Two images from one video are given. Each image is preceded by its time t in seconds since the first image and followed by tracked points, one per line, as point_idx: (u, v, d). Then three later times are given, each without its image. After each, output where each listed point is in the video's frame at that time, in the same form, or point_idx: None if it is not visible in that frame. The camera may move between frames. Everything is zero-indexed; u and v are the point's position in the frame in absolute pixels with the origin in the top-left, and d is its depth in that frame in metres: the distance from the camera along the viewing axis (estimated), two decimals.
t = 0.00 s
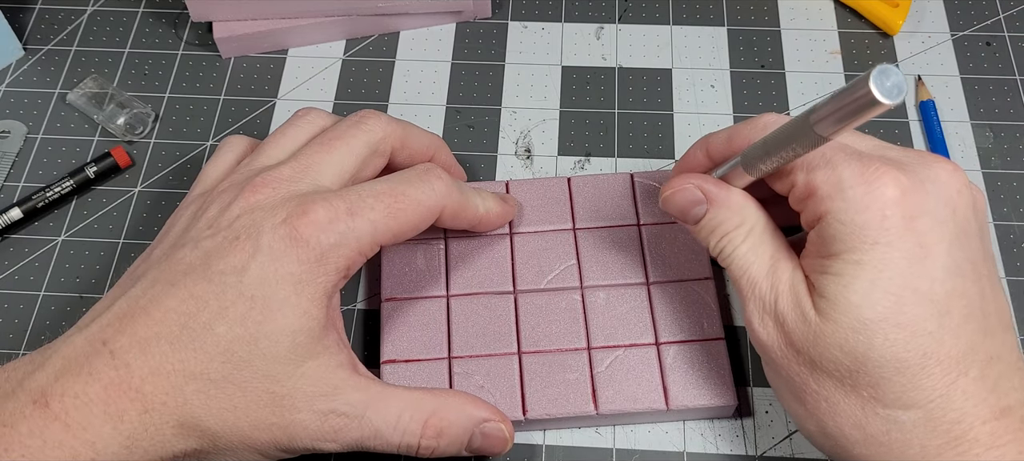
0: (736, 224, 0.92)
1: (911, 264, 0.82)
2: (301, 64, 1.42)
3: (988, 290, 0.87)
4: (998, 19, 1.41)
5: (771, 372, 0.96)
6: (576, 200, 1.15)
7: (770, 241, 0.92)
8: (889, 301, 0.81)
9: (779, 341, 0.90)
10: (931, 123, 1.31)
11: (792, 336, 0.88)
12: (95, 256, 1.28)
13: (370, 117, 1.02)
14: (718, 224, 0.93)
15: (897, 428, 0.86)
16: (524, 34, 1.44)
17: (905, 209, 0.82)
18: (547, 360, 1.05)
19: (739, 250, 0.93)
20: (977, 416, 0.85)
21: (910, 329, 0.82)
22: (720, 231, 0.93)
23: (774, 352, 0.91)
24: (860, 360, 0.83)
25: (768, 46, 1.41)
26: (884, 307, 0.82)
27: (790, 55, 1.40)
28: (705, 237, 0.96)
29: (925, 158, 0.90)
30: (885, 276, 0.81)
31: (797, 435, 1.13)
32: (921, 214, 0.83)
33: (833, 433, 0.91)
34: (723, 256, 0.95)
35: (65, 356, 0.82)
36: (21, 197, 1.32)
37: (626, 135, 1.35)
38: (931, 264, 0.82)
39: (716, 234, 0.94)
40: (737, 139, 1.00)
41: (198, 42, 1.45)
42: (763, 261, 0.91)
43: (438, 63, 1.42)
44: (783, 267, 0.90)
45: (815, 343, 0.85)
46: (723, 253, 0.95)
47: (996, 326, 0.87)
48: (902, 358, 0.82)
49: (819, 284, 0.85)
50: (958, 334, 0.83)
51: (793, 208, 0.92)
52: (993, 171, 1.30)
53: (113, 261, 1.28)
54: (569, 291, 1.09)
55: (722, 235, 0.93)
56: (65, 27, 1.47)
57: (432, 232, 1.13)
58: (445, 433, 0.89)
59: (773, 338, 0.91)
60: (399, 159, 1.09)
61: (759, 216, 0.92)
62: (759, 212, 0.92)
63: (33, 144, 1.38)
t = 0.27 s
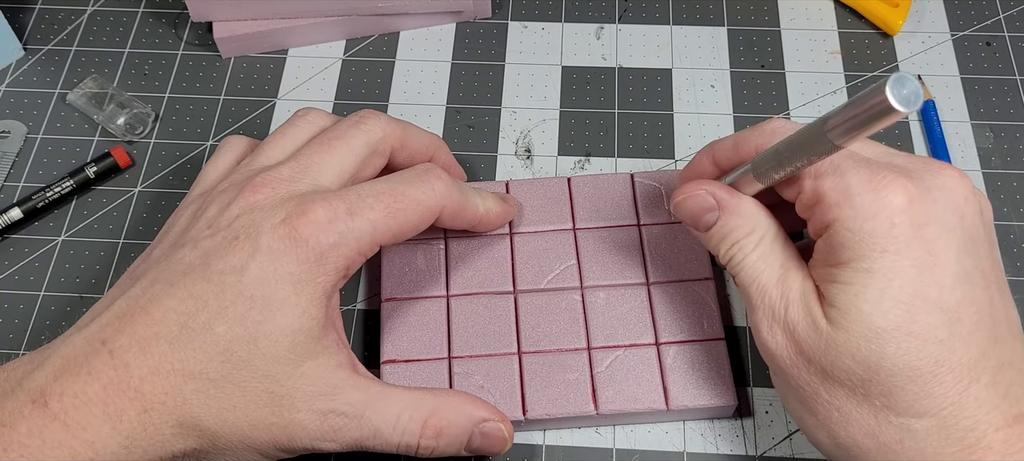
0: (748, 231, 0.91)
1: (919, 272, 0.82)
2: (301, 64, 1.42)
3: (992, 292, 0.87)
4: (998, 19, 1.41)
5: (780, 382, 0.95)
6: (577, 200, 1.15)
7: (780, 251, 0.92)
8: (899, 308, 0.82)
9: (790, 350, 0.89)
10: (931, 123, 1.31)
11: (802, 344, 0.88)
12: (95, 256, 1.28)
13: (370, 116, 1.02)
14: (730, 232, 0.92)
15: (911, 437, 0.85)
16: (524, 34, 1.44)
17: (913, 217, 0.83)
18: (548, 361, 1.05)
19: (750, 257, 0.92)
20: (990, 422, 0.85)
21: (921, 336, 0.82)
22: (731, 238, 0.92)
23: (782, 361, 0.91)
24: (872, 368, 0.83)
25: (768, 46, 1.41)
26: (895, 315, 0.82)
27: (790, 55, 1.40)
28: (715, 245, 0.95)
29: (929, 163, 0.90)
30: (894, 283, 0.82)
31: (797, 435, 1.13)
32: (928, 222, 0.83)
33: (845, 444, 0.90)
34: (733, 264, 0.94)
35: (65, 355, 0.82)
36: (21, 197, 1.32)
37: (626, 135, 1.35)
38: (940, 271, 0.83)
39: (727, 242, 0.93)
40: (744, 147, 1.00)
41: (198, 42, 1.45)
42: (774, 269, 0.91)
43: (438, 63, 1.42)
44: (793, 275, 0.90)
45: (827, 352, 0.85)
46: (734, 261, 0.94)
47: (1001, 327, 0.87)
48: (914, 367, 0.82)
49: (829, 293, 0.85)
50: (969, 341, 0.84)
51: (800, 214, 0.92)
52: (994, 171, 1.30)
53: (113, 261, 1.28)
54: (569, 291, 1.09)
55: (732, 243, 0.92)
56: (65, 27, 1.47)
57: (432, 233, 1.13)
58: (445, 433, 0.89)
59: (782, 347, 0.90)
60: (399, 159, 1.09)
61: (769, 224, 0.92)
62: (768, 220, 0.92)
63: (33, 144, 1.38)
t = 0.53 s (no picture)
0: (752, 237, 0.92)
1: (926, 278, 0.82)
2: (301, 64, 1.42)
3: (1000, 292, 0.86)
4: (998, 19, 1.41)
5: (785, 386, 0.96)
6: (577, 200, 1.15)
7: (786, 257, 0.92)
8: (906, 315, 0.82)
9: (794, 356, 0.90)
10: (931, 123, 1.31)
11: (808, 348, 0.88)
12: (95, 256, 1.28)
13: (369, 116, 1.02)
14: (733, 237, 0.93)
15: (917, 443, 0.85)
16: (524, 34, 1.44)
17: (921, 223, 0.83)
18: (548, 361, 1.05)
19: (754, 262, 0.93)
20: (996, 430, 0.85)
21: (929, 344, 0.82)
22: (735, 244, 0.93)
23: (788, 367, 0.91)
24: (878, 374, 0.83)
25: (768, 46, 1.41)
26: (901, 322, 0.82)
27: (790, 55, 1.40)
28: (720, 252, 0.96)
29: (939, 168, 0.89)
30: (903, 293, 0.82)
31: (797, 435, 1.13)
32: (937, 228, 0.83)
33: (851, 450, 0.90)
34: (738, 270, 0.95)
35: (65, 354, 0.82)
36: (21, 197, 1.32)
37: (626, 135, 1.35)
38: (948, 277, 0.82)
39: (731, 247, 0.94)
40: (749, 153, 1.00)
41: (198, 42, 1.45)
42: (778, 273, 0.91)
43: (438, 63, 1.42)
44: (798, 281, 0.90)
45: (833, 358, 0.85)
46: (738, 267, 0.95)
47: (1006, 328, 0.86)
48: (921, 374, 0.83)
49: (835, 299, 0.85)
50: (977, 349, 0.84)
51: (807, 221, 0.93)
52: (993, 171, 1.30)
53: (113, 260, 1.28)
54: (570, 291, 1.09)
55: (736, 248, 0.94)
56: (65, 27, 1.47)
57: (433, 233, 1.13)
58: (445, 432, 0.89)
59: (787, 353, 0.90)
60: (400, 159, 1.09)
61: (773, 229, 0.93)
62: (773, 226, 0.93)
63: (33, 144, 1.38)
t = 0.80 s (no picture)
0: (754, 240, 0.92)
1: (931, 281, 0.82)
2: (301, 64, 1.42)
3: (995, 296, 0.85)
4: (998, 19, 1.41)
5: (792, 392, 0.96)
6: (577, 201, 1.15)
7: (788, 259, 0.92)
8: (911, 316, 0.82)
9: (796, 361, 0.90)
10: (931, 124, 1.31)
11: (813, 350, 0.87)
12: (95, 256, 1.28)
13: (368, 116, 1.02)
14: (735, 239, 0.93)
15: (921, 445, 0.85)
16: (524, 34, 1.44)
17: (925, 225, 0.83)
18: (548, 361, 1.05)
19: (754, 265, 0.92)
20: (999, 432, 0.85)
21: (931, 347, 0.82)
22: (737, 247, 0.93)
23: (791, 371, 0.91)
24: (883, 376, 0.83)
25: (768, 46, 1.41)
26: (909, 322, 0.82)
27: (790, 55, 1.40)
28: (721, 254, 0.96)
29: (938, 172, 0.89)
30: (901, 297, 0.82)
31: (797, 435, 1.13)
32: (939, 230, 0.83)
33: (853, 453, 0.90)
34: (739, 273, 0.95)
35: (65, 354, 0.82)
36: (21, 197, 1.32)
37: (626, 135, 1.35)
38: (951, 280, 0.82)
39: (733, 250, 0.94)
40: (751, 155, 1.00)
41: (198, 42, 1.45)
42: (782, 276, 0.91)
43: (438, 63, 1.42)
44: (801, 283, 0.90)
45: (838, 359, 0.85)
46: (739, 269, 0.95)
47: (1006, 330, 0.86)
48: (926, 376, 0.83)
49: (837, 301, 0.85)
50: (979, 351, 0.84)
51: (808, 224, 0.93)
52: (994, 171, 1.30)
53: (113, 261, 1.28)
54: (570, 290, 1.09)
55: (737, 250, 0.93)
56: (65, 27, 1.47)
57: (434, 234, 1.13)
58: (444, 431, 0.89)
59: (790, 357, 0.90)
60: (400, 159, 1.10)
61: (774, 230, 0.93)
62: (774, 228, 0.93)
63: (33, 144, 1.38)
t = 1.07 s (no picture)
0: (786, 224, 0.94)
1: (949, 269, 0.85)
2: (301, 64, 1.42)
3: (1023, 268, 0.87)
4: (998, 19, 1.41)
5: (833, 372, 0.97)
6: (593, 268, 1.12)
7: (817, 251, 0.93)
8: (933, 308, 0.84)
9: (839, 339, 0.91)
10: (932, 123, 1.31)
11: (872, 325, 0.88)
12: (95, 256, 1.28)
13: (378, 143, 1.07)
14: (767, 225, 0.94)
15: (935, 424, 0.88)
16: (524, 34, 1.44)
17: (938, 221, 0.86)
18: (501, 414, 1.02)
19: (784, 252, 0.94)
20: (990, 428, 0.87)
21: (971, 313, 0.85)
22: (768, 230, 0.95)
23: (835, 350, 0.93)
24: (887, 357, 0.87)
25: (768, 46, 1.41)
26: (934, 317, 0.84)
27: (790, 55, 1.40)
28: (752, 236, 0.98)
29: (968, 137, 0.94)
30: (949, 263, 0.85)
31: (797, 436, 1.13)
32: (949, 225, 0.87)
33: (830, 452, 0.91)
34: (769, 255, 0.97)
35: (22, 322, 0.90)
36: (20, 197, 1.32)
37: (626, 135, 1.35)
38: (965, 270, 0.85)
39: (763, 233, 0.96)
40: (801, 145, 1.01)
41: (198, 42, 1.45)
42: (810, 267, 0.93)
43: (438, 63, 1.42)
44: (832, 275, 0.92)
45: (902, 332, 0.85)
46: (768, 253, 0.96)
47: None
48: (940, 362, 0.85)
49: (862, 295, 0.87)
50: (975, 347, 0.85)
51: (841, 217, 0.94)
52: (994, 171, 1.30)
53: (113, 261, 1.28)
54: (566, 292, 1.10)
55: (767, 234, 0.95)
56: (65, 27, 1.47)
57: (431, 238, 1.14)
58: None
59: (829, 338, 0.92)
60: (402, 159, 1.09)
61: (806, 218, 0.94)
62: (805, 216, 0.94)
63: (33, 144, 1.38)
